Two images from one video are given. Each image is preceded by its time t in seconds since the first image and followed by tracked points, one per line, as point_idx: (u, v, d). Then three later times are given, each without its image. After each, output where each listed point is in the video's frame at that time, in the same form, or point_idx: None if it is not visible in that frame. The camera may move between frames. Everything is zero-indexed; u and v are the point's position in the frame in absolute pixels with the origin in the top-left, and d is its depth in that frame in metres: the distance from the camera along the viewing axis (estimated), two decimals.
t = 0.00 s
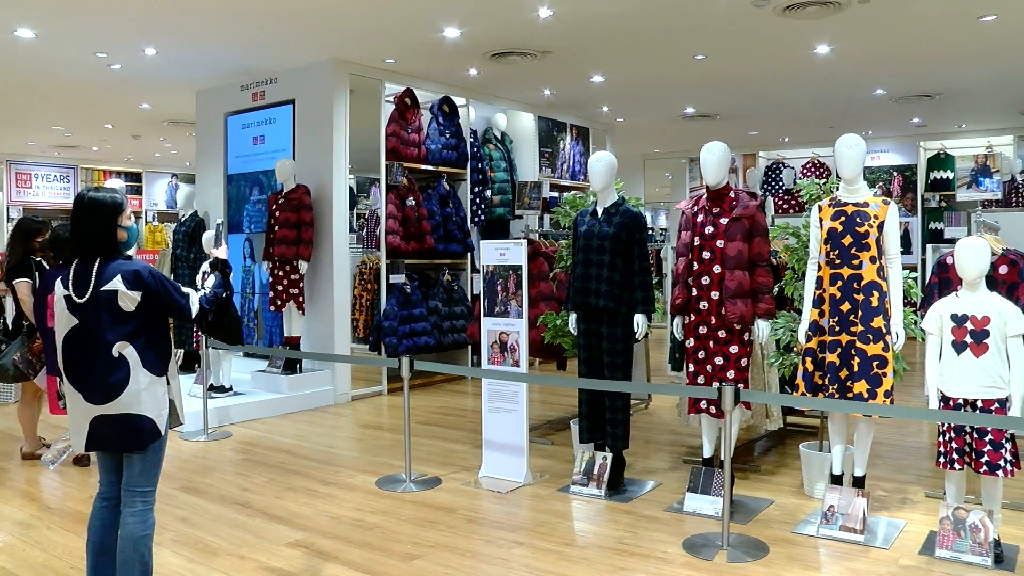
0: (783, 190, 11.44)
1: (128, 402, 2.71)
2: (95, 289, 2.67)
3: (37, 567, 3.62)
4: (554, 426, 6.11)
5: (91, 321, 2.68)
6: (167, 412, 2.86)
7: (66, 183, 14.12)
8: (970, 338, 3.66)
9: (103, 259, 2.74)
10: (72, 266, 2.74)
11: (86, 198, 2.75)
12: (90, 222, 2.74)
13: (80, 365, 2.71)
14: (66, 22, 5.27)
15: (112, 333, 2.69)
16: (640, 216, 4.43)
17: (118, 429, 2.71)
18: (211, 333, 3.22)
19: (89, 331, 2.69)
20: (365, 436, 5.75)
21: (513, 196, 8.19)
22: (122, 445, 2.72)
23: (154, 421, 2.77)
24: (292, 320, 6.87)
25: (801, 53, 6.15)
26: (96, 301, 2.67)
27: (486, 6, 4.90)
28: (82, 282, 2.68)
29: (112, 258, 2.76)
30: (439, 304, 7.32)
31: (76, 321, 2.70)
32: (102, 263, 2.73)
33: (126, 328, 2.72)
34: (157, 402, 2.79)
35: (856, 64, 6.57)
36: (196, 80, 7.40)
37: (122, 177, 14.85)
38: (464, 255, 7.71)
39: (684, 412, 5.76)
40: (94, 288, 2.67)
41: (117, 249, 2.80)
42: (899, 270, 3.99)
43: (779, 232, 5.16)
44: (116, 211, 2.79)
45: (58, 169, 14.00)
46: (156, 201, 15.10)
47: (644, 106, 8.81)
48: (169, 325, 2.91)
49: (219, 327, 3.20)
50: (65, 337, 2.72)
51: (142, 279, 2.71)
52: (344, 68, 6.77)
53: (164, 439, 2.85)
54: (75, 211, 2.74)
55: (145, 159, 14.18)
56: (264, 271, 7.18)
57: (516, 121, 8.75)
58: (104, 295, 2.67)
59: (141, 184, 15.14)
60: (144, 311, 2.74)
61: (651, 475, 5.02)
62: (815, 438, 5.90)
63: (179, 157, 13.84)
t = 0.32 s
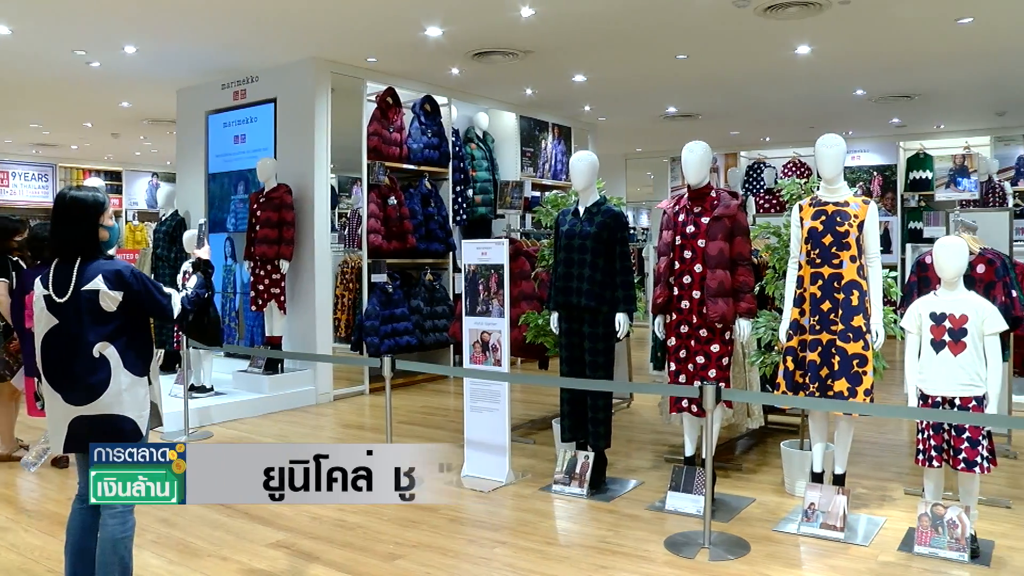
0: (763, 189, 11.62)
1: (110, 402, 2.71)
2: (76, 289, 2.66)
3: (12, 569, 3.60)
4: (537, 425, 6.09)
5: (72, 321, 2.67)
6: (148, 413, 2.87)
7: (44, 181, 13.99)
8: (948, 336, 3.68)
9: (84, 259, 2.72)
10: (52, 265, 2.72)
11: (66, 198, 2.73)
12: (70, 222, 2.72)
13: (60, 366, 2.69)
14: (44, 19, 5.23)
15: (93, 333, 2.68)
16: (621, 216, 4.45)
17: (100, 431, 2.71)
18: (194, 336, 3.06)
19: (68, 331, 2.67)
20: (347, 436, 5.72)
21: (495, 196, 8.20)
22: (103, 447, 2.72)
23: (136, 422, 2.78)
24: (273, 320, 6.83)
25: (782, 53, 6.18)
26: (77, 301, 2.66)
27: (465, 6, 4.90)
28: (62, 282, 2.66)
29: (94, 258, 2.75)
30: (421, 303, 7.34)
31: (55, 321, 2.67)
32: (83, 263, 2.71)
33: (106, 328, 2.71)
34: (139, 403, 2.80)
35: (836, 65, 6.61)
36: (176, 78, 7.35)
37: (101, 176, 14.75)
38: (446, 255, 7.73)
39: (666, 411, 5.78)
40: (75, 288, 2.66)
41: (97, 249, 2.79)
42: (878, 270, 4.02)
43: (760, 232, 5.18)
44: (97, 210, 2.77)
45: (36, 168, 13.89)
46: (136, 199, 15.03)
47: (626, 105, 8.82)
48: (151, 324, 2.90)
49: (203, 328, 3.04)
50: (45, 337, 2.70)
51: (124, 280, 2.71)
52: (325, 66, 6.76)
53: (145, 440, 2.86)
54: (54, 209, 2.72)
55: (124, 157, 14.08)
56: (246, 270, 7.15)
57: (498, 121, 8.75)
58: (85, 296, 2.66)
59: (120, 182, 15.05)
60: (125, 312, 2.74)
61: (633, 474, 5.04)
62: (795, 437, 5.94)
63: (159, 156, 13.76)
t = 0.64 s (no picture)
0: (745, 189, 11.70)
1: (92, 402, 2.68)
2: (56, 289, 2.65)
3: None
4: (519, 424, 6.08)
5: (53, 321, 2.65)
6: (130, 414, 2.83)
7: (22, 180, 13.89)
8: (927, 335, 3.69)
9: (65, 259, 2.71)
10: (33, 265, 2.71)
11: (47, 197, 2.72)
12: (49, 221, 2.70)
13: (41, 366, 2.67)
14: (22, 16, 5.20)
15: (74, 333, 2.66)
16: (603, 215, 4.46)
17: (81, 432, 2.68)
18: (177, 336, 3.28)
19: (49, 331, 2.65)
20: (330, 435, 5.70)
21: (477, 195, 8.20)
22: (85, 447, 2.69)
23: (118, 423, 2.75)
24: (255, 319, 6.78)
25: (763, 53, 6.21)
26: (58, 301, 2.64)
27: (445, 4, 4.90)
28: (42, 281, 2.66)
29: (75, 258, 2.74)
30: (403, 303, 7.37)
31: (35, 321, 2.66)
32: (64, 263, 2.70)
33: (88, 328, 2.69)
34: (122, 403, 2.77)
35: (817, 65, 6.65)
36: (157, 77, 7.32)
37: (80, 175, 14.66)
38: (428, 255, 7.71)
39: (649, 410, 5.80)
40: (56, 287, 2.65)
41: (78, 248, 2.78)
42: (859, 269, 4.03)
43: (741, 231, 5.24)
44: (78, 210, 2.76)
45: (14, 166, 13.80)
46: (116, 198, 15.01)
47: (608, 105, 8.83)
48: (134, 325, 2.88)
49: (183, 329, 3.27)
50: (25, 338, 2.68)
51: (105, 279, 2.70)
52: (306, 65, 6.74)
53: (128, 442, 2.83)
54: (34, 209, 2.72)
55: (104, 156, 14.01)
56: (227, 270, 7.11)
57: (480, 120, 8.75)
58: (66, 296, 2.65)
59: (101, 181, 14.99)
60: (107, 312, 2.72)
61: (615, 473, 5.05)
62: (777, 435, 5.98)
63: (139, 154, 13.69)
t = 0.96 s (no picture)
0: (727, 188, 11.76)
1: (73, 403, 2.67)
2: (38, 288, 2.63)
3: None
4: (501, 422, 6.08)
5: (34, 320, 2.63)
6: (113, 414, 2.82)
7: None
8: (908, 333, 3.68)
9: (47, 259, 2.68)
10: (14, 263, 2.68)
11: (29, 195, 2.69)
12: (31, 220, 2.68)
13: (23, 365, 2.66)
14: None
15: (55, 333, 2.64)
16: (585, 213, 4.46)
17: (62, 432, 2.66)
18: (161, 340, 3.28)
19: (31, 331, 2.64)
20: (312, 435, 5.69)
21: (460, 194, 8.22)
22: (66, 448, 2.67)
23: (100, 424, 2.73)
24: (236, 318, 6.76)
25: (745, 53, 6.23)
26: (40, 300, 2.63)
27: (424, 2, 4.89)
28: (23, 281, 2.63)
29: (58, 256, 2.71)
30: (385, 301, 7.39)
31: (16, 320, 2.64)
32: (46, 263, 2.67)
33: (70, 328, 2.67)
34: (104, 405, 2.75)
35: (798, 65, 6.68)
36: (137, 74, 7.27)
37: (60, 173, 14.59)
38: (410, 253, 7.72)
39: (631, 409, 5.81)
40: (37, 287, 2.63)
41: (61, 246, 2.75)
42: (839, 267, 4.06)
43: (723, 229, 5.27)
44: (60, 208, 2.73)
45: None
46: (97, 197, 14.94)
47: (589, 104, 8.84)
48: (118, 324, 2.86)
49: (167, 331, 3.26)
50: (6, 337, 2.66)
51: (88, 279, 2.68)
52: (288, 62, 6.71)
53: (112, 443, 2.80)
54: (16, 207, 2.68)
55: (84, 153, 13.94)
56: (208, 268, 7.08)
57: (462, 118, 8.75)
58: (48, 295, 2.63)
59: (81, 179, 14.91)
60: (89, 312, 2.70)
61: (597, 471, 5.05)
62: (758, 433, 6.01)
63: (119, 152, 13.61)
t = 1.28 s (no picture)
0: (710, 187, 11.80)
1: (58, 405, 2.64)
2: (27, 288, 2.62)
3: None
4: (484, 422, 6.08)
5: (22, 320, 2.61)
6: (98, 419, 2.78)
7: None
8: (889, 332, 3.67)
9: (36, 259, 2.67)
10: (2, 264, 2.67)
11: (16, 195, 2.68)
12: (18, 220, 2.67)
13: (9, 365, 2.64)
14: None
15: (43, 333, 2.62)
16: (567, 212, 4.47)
17: (45, 433, 2.62)
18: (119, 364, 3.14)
19: (18, 331, 2.62)
20: (295, 435, 5.67)
21: (443, 194, 8.28)
22: (48, 450, 2.62)
23: (85, 427, 2.69)
24: (219, 318, 6.72)
25: (728, 53, 6.25)
26: (28, 300, 2.61)
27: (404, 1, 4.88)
28: (11, 281, 2.62)
29: (48, 256, 2.70)
30: (368, 301, 7.38)
31: (3, 320, 2.63)
32: (35, 263, 2.66)
33: (59, 329, 2.64)
34: (89, 409, 2.72)
35: (781, 65, 6.71)
36: (117, 73, 7.22)
37: (40, 172, 14.48)
38: (393, 252, 7.74)
39: (614, 408, 5.82)
40: (25, 286, 2.62)
41: (50, 247, 2.73)
42: (821, 266, 4.07)
43: (706, 229, 5.30)
44: (49, 208, 2.72)
45: None
46: (77, 197, 14.84)
47: (573, 103, 8.86)
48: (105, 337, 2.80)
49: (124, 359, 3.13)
50: None
51: (78, 281, 2.67)
52: (270, 61, 6.69)
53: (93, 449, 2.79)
54: (4, 207, 2.67)
55: (65, 152, 13.86)
56: (190, 268, 7.06)
57: (445, 118, 8.76)
58: (37, 295, 2.61)
59: (61, 179, 14.82)
60: (78, 314, 2.68)
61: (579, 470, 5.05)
62: (742, 432, 6.04)
63: (100, 151, 13.52)
